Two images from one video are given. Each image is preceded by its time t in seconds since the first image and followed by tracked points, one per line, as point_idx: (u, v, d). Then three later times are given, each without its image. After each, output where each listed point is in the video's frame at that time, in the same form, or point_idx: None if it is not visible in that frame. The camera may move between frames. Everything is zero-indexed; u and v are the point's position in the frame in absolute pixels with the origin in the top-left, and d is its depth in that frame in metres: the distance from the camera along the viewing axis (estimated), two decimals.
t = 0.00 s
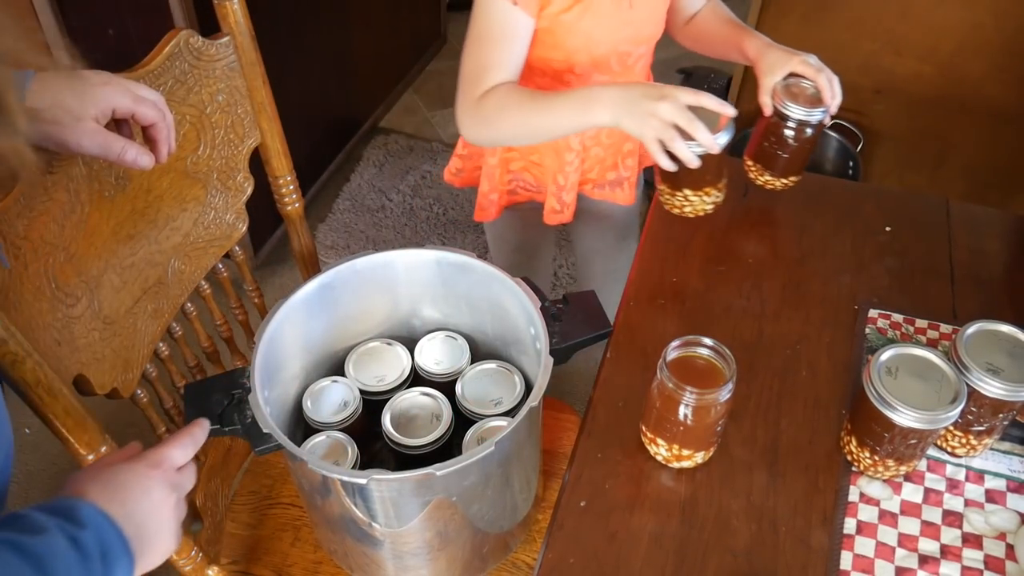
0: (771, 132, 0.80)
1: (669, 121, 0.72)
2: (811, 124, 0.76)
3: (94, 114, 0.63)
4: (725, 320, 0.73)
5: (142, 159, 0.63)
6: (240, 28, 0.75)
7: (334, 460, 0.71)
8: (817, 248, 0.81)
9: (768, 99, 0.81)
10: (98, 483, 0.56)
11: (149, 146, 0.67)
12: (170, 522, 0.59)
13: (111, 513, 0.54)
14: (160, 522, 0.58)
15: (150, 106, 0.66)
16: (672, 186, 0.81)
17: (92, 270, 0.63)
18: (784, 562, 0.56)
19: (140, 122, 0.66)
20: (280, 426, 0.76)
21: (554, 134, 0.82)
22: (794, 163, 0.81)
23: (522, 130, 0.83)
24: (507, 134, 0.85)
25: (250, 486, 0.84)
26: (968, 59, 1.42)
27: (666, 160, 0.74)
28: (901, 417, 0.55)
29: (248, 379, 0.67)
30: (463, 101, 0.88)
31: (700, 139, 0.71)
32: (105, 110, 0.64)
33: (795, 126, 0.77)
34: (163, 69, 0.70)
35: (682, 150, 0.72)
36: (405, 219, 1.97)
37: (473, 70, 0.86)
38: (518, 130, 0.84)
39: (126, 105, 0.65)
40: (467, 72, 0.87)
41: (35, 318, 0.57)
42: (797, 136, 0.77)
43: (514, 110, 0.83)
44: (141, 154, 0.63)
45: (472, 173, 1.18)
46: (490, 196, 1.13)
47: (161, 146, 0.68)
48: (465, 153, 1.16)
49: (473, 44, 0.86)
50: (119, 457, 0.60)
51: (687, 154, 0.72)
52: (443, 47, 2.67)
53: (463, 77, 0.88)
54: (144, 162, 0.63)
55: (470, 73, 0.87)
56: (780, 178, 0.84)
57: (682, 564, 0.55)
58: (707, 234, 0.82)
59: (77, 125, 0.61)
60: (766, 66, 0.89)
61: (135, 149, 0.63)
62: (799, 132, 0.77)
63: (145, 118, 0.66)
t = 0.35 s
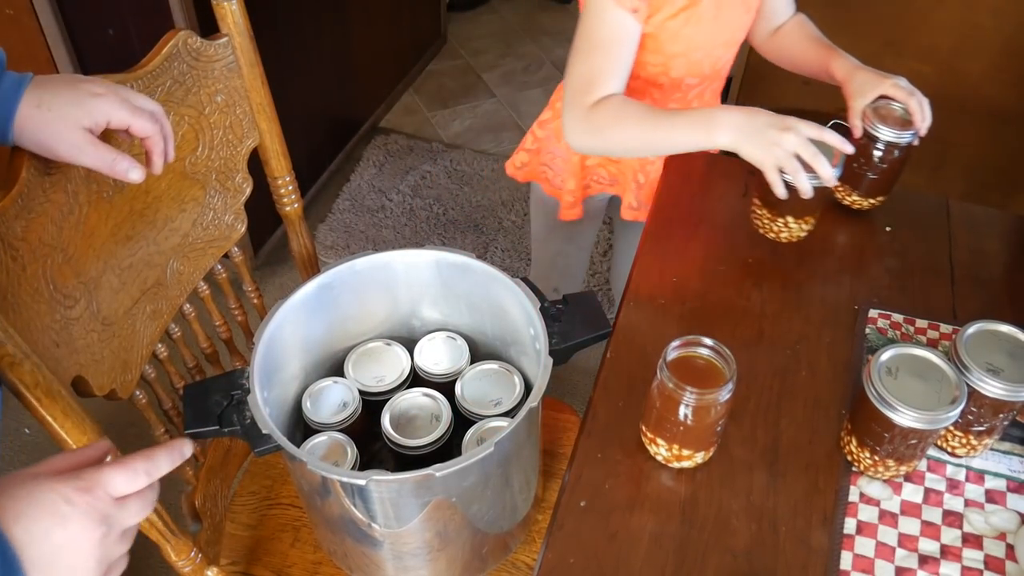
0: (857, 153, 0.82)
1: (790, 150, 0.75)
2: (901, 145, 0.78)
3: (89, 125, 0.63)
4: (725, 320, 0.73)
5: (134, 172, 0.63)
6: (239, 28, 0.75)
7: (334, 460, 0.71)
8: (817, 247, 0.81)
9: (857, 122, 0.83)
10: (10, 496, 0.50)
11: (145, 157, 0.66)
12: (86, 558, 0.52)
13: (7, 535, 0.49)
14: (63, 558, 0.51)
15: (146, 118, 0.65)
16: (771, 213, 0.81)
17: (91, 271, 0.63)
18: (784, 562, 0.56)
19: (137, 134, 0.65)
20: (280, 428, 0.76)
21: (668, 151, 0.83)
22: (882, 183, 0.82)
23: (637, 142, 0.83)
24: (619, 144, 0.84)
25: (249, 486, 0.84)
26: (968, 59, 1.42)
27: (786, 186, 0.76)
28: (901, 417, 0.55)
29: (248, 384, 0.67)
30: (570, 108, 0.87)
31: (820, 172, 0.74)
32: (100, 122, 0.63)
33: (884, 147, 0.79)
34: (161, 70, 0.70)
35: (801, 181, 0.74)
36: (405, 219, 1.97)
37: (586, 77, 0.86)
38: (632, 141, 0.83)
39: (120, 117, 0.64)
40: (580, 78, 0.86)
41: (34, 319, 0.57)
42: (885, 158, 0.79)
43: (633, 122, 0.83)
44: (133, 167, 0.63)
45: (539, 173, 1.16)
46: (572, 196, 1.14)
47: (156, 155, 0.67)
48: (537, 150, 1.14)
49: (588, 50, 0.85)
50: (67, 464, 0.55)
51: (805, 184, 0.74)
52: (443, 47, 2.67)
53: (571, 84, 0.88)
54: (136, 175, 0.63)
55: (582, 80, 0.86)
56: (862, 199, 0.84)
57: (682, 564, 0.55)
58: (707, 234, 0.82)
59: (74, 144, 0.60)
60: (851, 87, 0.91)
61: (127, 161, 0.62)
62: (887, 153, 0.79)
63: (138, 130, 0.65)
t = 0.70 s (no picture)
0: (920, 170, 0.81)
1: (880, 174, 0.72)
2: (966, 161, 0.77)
3: (84, 137, 0.59)
4: (725, 320, 0.73)
5: (127, 183, 0.61)
6: (238, 29, 0.75)
7: (334, 460, 0.71)
8: (818, 247, 0.81)
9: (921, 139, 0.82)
10: None
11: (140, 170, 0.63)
12: None
13: None
14: None
15: (144, 130, 0.62)
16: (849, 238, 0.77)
17: (91, 271, 0.63)
18: (784, 562, 0.55)
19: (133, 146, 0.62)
20: (280, 428, 0.76)
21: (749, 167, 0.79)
22: (946, 200, 0.80)
23: (721, 153, 0.79)
24: (699, 154, 0.80)
25: (249, 486, 0.84)
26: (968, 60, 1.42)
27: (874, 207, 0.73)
28: (901, 417, 0.55)
29: (248, 384, 0.67)
30: (647, 114, 0.83)
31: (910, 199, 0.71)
32: (96, 133, 0.60)
33: (948, 164, 0.78)
34: (161, 70, 0.70)
35: (888, 207, 0.71)
36: (405, 219, 1.97)
37: (666, 82, 0.82)
38: (716, 151, 0.79)
39: (116, 129, 0.60)
40: (658, 83, 0.82)
41: (34, 320, 0.57)
42: (948, 174, 0.78)
43: (718, 131, 0.79)
44: (126, 178, 0.61)
45: (565, 160, 1.16)
46: (600, 186, 1.12)
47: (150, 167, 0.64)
48: (567, 137, 1.14)
49: (669, 53, 0.81)
50: None
51: (890, 211, 0.71)
52: (443, 47, 2.67)
53: (646, 90, 0.83)
54: (128, 187, 0.61)
55: (660, 84, 0.82)
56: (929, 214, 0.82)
57: (682, 563, 0.55)
58: (707, 234, 0.82)
59: (67, 154, 0.58)
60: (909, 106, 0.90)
61: (119, 172, 0.60)
62: (951, 169, 0.78)
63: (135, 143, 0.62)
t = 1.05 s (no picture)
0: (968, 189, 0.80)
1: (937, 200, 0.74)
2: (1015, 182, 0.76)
3: (83, 127, 0.59)
4: (725, 320, 0.73)
5: (126, 176, 0.60)
6: (238, 28, 0.75)
7: (333, 461, 0.71)
8: (817, 248, 0.81)
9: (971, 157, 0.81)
10: None
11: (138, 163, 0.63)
12: None
13: None
14: None
15: (141, 124, 0.62)
16: (905, 265, 0.75)
17: (91, 271, 0.63)
18: (784, 562, 0.56)
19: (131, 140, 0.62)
20: (280, 428, 0.76)
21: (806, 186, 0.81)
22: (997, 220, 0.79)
23: (777, 169, 0.81)
24: (756, 169, 0.82)
25: (249, 486, 0.84)
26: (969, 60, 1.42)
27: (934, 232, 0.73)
28: (901, 417, 0.55)
29: (248, 384, 0.67)
30: (702, 127, 0.84)
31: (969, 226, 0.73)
32: (93, 126, 0.60)
33: (996, 183, 0.77)
34: (161, 70, 0.70)
35: (947, 234, 0.72)
36: (405, 219, 1.97)
37: (718, 97, 0.82)
38: (772, 169, 0.81)
39: (114, 122, 0.60)
40: (710, 98, 0.82)
41: (34, 319, 0.57)
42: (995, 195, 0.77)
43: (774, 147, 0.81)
44: (124, 170, 0.60)
45: (578, 161, 1.15)
46: (620, 189, 1.13)
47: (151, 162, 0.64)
48: (582, 139, 1.13)
49: (719, 67, 0.81)
50: None
51: (950, 239, 0.72)
52: (444, 47, 2.67)
53: (698, 104, 0.84)
54: (128, 179, 0.60)
55: (712, 100, 0.82)
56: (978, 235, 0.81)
57: (683, 563, 0.55)
58: (707, 233, 0.82)
59: (64, 146, 0.58)
60: (949, 132, 0.96)
61: (118, 164, 0.59)
62: (999, 189, 0.77)
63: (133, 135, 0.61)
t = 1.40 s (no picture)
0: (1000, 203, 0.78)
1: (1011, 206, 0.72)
2: None
3: (86, 128, 0.59)
4: (725, 320, 0.73)
5: (132, 175, 0.59)
6: (238, 29, 0.75)
7: (334, 461, 0.71)
8: (817, 248, 0.81)
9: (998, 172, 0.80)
10: None
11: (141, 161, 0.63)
12: None
13: None
14: None
15: (144, 122, 0.62)
16: (980, 287, 0.73)
17: (91, 272, 0.63)
18: (784, 562, 0.56)
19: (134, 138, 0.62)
20: (280, 428, 0.76)
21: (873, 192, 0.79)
22: None
23: (846, 172, 0.80)
24: (822, 172, 0.81)
25: (249, 486, 0.84)
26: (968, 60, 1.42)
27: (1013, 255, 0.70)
28: (901, 417, 0.55)
29: (248, 384, 0.67)
30: (762, 130, 0.82)
31: None
32: (98, 126, 0.59)
33: None
34: (162, 70, 0.70)
35: None
36: (406, 219, 1.97)
37: (776, 100, 0.80)
38: (846, 176, 0.80)
39: (118, 121, 0.60)
40: (767, 103, 0.81)
41: (34, 319, 0.57)
42: None
43: (839, 149, 0.80)
44: (131, 169, 0.59)
45: (588, 172, 1.14)
46: (633, 195, 1.10)
47: (155, 159, 0.64)
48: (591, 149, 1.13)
49: (771, 69, 0.80)
50: None
51: None
52: (444, 47, 2.68)
53: (759, 109, 0.82)
54: (133, 178, 0.59)
55: (769, 103, 0.81)
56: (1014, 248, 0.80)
57: (683, 564, 0.55)
58: (706, 233, 0.82)
59: (70, 147, 0.58)
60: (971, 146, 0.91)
61: (124, 164, 0.59)
62: None
63: (135, 134, 0.61)
